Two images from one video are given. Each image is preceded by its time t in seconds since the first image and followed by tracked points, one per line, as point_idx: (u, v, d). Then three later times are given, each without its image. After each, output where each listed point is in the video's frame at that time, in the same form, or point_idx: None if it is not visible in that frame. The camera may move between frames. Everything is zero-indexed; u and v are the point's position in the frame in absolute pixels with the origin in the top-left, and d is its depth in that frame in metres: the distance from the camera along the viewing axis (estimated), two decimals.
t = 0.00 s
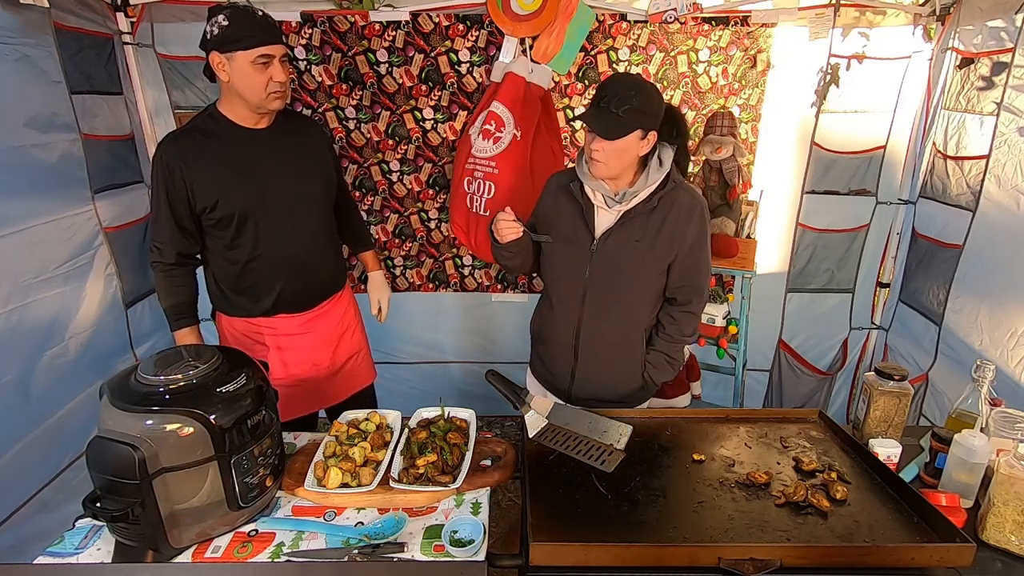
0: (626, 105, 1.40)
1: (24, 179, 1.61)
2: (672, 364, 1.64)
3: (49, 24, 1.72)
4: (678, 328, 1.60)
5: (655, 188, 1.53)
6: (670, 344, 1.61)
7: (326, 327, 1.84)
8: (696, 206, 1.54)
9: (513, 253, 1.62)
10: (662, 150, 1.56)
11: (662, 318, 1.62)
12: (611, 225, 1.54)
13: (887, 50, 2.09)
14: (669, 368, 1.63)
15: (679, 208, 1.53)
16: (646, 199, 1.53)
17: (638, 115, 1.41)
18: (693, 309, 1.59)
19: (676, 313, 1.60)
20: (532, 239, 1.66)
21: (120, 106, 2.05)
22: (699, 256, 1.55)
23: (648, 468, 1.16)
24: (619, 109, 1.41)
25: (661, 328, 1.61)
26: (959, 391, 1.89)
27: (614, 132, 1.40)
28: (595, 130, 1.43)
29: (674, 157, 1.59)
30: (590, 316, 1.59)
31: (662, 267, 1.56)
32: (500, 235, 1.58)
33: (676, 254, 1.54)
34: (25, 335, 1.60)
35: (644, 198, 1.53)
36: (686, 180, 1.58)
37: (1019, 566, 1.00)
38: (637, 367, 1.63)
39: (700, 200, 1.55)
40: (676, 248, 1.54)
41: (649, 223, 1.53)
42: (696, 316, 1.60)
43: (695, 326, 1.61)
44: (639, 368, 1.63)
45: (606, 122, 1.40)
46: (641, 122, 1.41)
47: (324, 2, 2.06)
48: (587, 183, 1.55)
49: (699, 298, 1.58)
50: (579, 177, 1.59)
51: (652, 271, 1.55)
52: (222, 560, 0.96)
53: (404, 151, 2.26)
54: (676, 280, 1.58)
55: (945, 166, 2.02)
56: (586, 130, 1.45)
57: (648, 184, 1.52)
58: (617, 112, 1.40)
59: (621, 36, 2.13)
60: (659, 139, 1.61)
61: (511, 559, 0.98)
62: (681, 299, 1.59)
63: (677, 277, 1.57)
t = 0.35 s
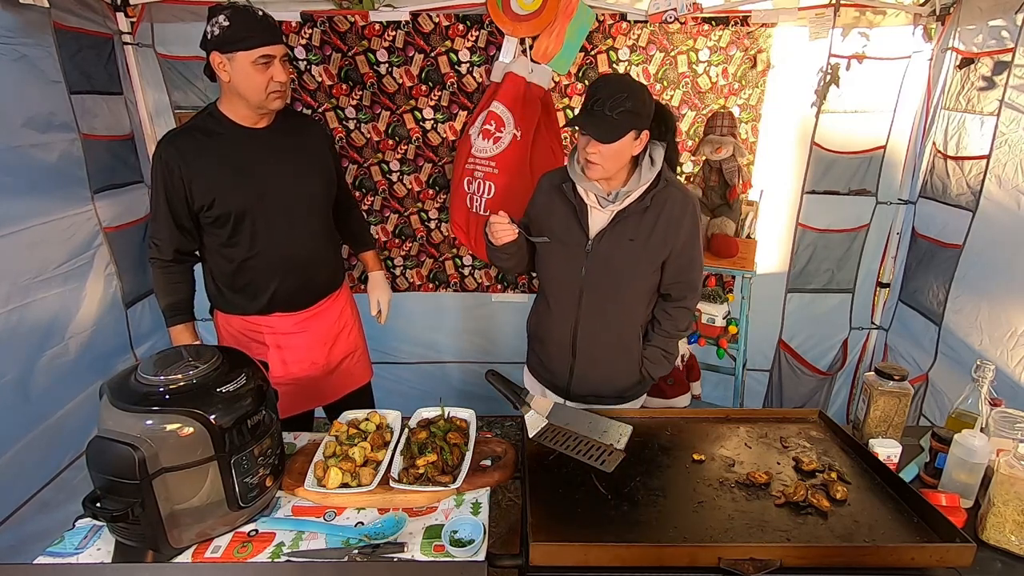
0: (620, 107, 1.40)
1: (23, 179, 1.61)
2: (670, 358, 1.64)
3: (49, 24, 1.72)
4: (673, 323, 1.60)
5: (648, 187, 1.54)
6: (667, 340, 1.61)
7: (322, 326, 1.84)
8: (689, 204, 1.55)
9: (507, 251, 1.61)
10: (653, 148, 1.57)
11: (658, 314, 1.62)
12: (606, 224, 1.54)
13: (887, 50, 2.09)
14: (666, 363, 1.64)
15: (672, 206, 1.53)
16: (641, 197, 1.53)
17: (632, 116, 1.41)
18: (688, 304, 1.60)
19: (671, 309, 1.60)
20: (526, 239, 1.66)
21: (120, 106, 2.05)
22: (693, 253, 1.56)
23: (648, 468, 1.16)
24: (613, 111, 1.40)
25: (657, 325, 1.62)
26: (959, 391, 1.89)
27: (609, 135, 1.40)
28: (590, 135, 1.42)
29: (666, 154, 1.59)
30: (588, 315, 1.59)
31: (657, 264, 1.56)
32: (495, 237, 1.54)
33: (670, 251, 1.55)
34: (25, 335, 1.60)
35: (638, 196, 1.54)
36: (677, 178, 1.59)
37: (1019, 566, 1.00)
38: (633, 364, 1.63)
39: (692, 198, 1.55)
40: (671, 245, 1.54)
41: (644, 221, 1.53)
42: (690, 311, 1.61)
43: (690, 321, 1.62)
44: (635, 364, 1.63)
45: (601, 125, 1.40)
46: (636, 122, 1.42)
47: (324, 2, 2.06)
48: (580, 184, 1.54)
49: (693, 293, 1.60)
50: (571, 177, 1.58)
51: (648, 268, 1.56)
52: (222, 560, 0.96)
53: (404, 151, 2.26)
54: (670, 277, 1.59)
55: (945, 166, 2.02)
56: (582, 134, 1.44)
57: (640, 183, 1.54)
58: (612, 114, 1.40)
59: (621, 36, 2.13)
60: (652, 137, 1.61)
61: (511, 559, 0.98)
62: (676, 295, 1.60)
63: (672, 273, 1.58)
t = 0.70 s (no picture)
0: (617, 92, 1.41)
1: (22, 179, 1.61)
2: (665, 358, 1.64)
3: (48, 24, 1.72)
4: (670, 321, 1.60)
5: (644, 184, 1.54)
6: (663, 336, 1.62)
7: (318, 326, 1.83)
8: (684, 202, 1.55)
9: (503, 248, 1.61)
10: (647, 147, 1.56)
11: (654, 313, 1.62)
12: (602, 221, 1.54)
13: (887, 50, 2.09)
14: (662, 361, 1.64)
15: (668, 204, 1.54)
16: (636, 194, 1.54)
17: (629, 102, 1.41)
18: (684, 302, 1.60)
19: (667, 306, 1.60)
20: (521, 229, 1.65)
21: (119, 106, 2.05)
22: (688, 250, 1.56)
23: (648, 468, 1.17)
24: (611, 95, 1.41)
25: (653, 323, 1.62)
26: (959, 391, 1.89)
27: (606, 117, 1.40)
28: (590, 115, 1.42)
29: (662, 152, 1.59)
30: (583, 313, 1.59)
31: (653, 262, 1.56)
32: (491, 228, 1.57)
33: (666, 248, 1.55)
34: (25, 335, 1.60)
35: (634, 193, 1.54)
36: (675, 176, 1.59)
37: (1019, 566, 1.00)
38: (629, 363, 1.63)
39: (687, 196, 1.56)
40: (667, 242, 1.54)
41: (640, 218, 1.53)
42: (686, 308, 1.61)
43: (687, 318, 1.62)
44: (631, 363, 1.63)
45: (600, 107, 1.40)
46: (632, 108, 1.42)
47: (324, 2, 2.06)
48: (575, 179, 1.56)
49: (689, 291, 1.60)
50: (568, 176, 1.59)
51: (644, 266, 1.56)
52: (222, 560, 0.96)
53: (404, 151, 2.26)
54: (666, 275, 1.59)
55: (945, 166, 2.02)
56: (582, 116, 1.44)
57: (637, 179, 1.54)
58: (610, 98, 1.41)
59: (621, 36, 2.13)
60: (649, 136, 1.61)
61: (511, 559, 0.98)
62: (672, 293, 1.60)
63: (668, 271, 1.58)
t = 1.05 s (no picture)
0: (614, 89, 1.42)
1: (21, 179, 1.61)
2: (660, 361, 1.63)
3: (47, 24, 1.72)
4: (666, 324, 1.59)
5: (643, 183, 1.54)
6: (658, 340, 1.60)
7: (319, 325, 1.83)
8: (684, 202, 1.54)
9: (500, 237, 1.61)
10: (649, 147, 1.58)
11: (650, 315, 1.61)
12: (600, 221, 1.55)
13: (887, 50, 2.09)
14: (656, 364, 1.63)
15: (666, 205, 1.53)
16: (634, 195, 1.54)
17: (625, 102, 1.42)
18: (681, 305, 1.58)
19: (664, 309, 1.59)
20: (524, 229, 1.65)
21: (119, 106, 2.05)
22: (687, 252, 1.55)
23: (648, 468, 1.16)
24: (607, 93, 1.42)
25: (649, 325, 1.61)
26: (959, 391, 1.89)
27: (600, 114, 1.42)
28: (585, 111, 1.44)
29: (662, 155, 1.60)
30: (579, 313, 1.59)
31: (649, 263, 1.55)
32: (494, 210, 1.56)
33: (664, 248, 1.54)
34: (24, 335, 1.60)
35: (632, 194, 1.54)
36: (676, 178, 1.59)
37: (1019, 567, 1.00)
38: (624, 364, 1.62)
39: (687, 197, 1.55)
40: (664, 243, 1.53)
41: (638, 218, 1.53)
42: (683, 311, 1.59)
43: (683, 322, 1.60)
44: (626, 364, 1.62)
45: (594, 104, 1.42)
46: (628, 108, 1.43)
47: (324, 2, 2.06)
48: (575, 177, 1.57)
49: (686, 294, 1.58)
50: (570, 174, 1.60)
51: (640, 267, 1.55)
52: (222, 560, 0.96)
53: (404, 151, 2.26)
54: (663, 276, 1.58)
55: (945, 166, 2.02)
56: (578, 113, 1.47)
57: (636, 179, 1.54)
58: (606, 96, 1.42)
59: (621, 36, 2.13)
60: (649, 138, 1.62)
61: (511, 559, 0.98)
62: (669, 295, 1.59)
63: (665, 273, 1.57)
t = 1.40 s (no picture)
0: (613, 93, 1.42)
1: (22, 179, 1.61)
2: (659, 363, 1.63)
3: (48, 24, 1.72)
4: (666, 327, 1.58)
5: (645, 185, 1.54)
6: (657, 342, 1.60)
7: (325, 323, 1.83)
8: (686, 205, 1.53)
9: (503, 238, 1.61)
10: (653, 148, 1.58)
11: (651, 317, 1.61)
12: (602, 221, 1.54)
13: (887, 50, 2.09)
14: (655, 366, 1.62)
15: (668, 207, 1.53)
16: (636, 195, 1.53)
17: (623, 106, 1.41)
18: (681, 308, 1.58)
19: (664, 311, 1.59)
20: (525, 229, 1.66)
21: (119, 106, 2.05)
22: (687, 255, 1.54)
23: (648, 468, 1.16)
24: (605, 98, 1.42)
25: (649, 327, 1.60)
26: (959, 391, 1.89)
27: (598, 119, 1.42)
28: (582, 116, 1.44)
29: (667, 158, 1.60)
30: (579, 313, 1.59)
31: (650, 265, 1.55)
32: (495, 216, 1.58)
33: (665, 250, 1.53)
34: (24, 335, 1.60)
35: (634, 194, 1.54)
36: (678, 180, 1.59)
37: (1019, 566, 1.00)
38: (624, 365, 1.62)
39: (689, 198, 1.54)
40: (665, 245, 1.53)
41: (639, 220, 1.53)
42: (684, 314, 1.58)
43: (683, 325, 1.60)
44: (625, 365, 1.62)
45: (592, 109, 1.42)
46: (627, 111, 1.42)
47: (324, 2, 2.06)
48: (579, 178, 1.57)
49: (686, 296, 1.58)
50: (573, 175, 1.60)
51: (641, 269, 1.55)
52: (222, 560, 0.96)
53: (404, 151, 2.26)
54: (664, 279, 1.57)
55: (945, 166, 2.02)
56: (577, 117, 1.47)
57: (638, 180, 1.54)
58: (604, 100, 1.42)
59: (621, 36, 2.13)
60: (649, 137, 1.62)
61: (511, 559, 0.98)
62: (669, 297, 1.58)
63: (665, 275, 1.57)
